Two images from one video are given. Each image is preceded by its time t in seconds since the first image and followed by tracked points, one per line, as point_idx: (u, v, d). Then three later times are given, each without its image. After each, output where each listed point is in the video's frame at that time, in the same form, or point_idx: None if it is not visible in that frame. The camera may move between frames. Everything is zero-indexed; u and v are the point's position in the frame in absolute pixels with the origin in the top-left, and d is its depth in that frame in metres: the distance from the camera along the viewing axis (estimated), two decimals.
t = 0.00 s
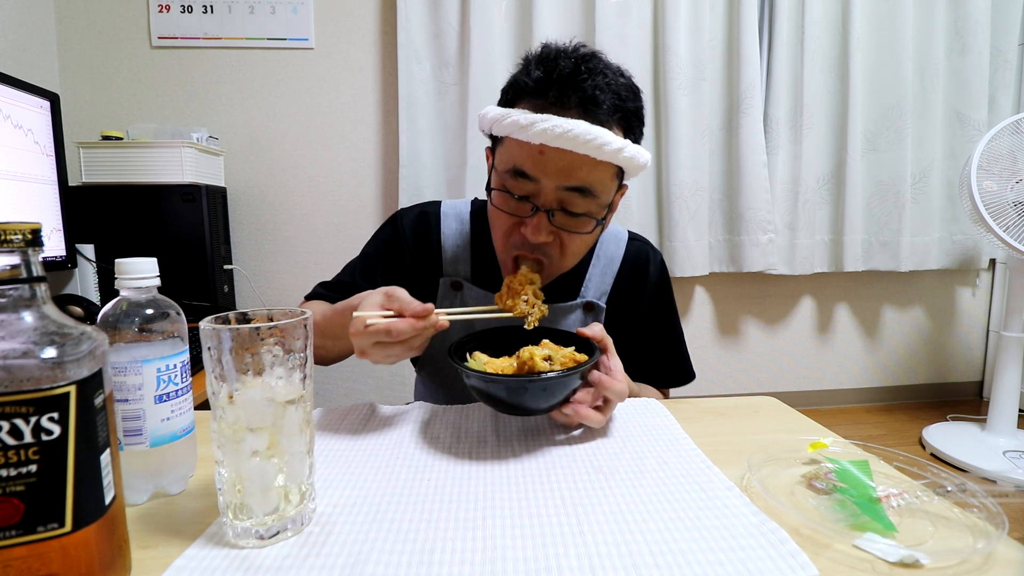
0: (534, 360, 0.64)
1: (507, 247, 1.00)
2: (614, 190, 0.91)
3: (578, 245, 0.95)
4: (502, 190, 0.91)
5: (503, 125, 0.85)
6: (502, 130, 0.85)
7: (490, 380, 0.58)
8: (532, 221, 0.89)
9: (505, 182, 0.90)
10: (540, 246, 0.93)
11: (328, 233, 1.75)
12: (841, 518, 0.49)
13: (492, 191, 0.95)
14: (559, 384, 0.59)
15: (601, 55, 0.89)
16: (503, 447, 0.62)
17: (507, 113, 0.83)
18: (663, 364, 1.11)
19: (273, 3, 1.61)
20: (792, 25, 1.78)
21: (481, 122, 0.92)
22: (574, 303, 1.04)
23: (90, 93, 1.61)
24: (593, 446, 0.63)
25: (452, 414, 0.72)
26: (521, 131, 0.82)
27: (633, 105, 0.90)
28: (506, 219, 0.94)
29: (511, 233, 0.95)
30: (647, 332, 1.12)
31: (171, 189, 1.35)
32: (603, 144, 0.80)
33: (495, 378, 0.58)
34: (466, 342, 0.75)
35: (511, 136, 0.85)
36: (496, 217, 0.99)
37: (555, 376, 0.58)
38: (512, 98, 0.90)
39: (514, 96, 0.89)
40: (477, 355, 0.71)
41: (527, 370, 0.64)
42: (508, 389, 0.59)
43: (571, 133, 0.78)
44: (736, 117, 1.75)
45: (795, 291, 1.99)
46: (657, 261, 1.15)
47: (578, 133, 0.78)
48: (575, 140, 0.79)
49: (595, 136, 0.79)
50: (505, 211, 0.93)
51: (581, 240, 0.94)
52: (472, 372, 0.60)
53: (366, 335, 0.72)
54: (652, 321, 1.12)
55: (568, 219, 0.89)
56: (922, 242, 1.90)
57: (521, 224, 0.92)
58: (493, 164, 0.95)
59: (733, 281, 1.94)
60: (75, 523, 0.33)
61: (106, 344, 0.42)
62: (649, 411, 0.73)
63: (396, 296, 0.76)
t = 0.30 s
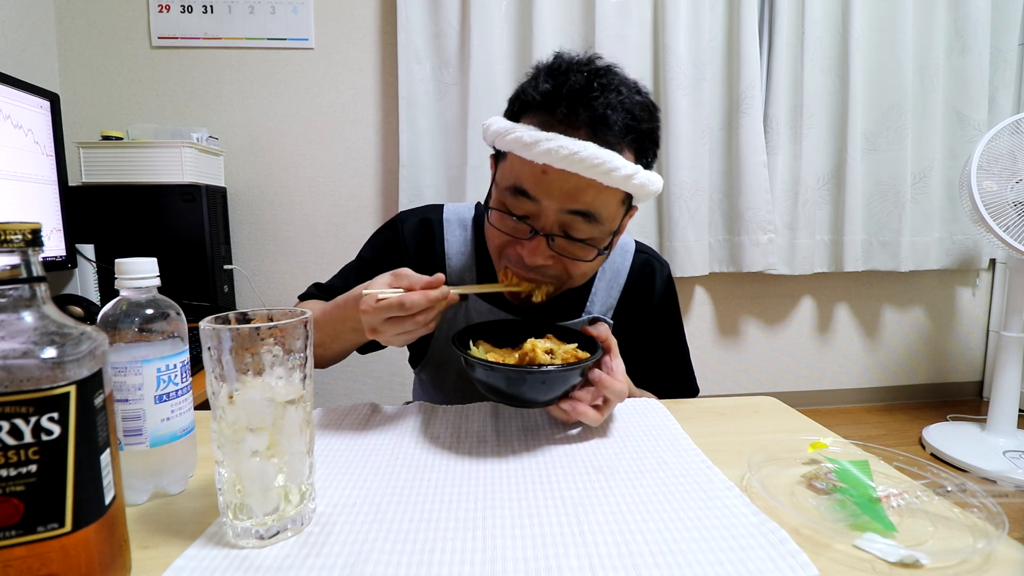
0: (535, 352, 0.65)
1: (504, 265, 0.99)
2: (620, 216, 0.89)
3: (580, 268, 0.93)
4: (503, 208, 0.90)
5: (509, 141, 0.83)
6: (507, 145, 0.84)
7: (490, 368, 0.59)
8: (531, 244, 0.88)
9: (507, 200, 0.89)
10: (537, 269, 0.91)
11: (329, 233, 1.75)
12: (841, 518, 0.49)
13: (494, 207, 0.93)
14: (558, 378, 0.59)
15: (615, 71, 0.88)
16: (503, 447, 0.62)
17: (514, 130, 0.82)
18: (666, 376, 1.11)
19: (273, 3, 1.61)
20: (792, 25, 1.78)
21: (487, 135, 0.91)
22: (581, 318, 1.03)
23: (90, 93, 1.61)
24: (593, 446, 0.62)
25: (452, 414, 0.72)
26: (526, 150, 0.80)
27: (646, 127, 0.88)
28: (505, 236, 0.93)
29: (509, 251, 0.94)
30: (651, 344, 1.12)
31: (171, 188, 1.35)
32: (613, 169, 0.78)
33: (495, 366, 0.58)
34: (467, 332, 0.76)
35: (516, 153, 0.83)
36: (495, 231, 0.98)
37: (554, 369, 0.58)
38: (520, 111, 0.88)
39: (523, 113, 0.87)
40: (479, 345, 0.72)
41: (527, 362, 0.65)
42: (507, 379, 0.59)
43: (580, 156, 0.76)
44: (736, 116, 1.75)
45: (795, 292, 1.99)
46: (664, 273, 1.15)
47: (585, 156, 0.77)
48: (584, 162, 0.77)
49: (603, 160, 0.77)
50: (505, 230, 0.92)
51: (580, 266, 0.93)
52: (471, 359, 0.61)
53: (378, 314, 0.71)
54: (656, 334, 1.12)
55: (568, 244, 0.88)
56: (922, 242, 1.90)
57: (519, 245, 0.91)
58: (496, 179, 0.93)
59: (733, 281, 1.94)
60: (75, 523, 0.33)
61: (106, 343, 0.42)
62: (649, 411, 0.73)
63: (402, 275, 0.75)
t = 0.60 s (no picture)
0: (537, 351, 0.65)
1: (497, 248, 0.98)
2: (612, 197, 0.88)
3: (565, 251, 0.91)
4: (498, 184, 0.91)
5: (507, 117, 0.87)
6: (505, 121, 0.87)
7: (490, 366, 0.59)
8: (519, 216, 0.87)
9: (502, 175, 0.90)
10: (524, 245, 0.89)
11: (328, 233, 1.75)
12: (841, 518, 0.49)
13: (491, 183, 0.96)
14: (558, 377, 0.59)
15: (620, 59, 0.90)
16: (503, 447, 0.62)
17: (508, 103, 0.86)
18: (670, 378, 1.10)
19: (273, 3, 1.61)
20: (792, 25, 1.78)
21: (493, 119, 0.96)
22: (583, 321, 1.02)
23: (90, 93, 1.61)
24: (593, 446, 0.63)
25: (452, 413, 0.72)
26: (519, 121, 0.83)
27: (644, 111, 0.88)
28: (498, 214, 0.93)
29: (500, 231, 0.93)
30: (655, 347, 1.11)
31: (171, 188, 1.35)
32: (597, 139, 0.78)
33: (495, 365, 0.58)
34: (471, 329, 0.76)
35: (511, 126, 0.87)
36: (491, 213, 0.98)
37: (554, 369, 0.58)
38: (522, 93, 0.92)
39: (523, 95, 0.91)
40: (481, 341, 0.72)
41: (528, 360, 0.65)
42: (508, 377, 0.59)
43: (563, 124, 0.77)
44: (736, 117, 1.75)
45: (795, 292, 1.99)
46: (671, 276, 1.15)
47: (569, 123, 0.77)
48: (567, 131, 0.78)
49: (588, 129, 0.78)
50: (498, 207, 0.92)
51: (568, 246, 0.90)
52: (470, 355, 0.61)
53: (399, 307, 0.70)
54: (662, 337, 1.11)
55: (555, 218, 0.86)
56: (922, 242, 1.90)
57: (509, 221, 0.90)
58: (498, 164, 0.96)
59: (733, 281, 1.94)
60: (75, 523, 0.33)
61: (106, 343, 0.42)
62: (649, 411, 0.73)
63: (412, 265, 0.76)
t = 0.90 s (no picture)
0: (537, 357, 0.65)
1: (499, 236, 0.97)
2: (607, 171, 0.89)
3: (564, 228, 0.89)
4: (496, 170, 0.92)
5: (499, 103, 0.90)
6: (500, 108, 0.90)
7: (490, 371, 0.59)
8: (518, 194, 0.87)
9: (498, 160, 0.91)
10: (525, 224, 0.89)
11: (328, 233, 1.75)
12: (841, 518, 0.49)
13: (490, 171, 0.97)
14: (558, 382, 0.59)
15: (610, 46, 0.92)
16: (503, 447, 0.62)
17: (501, 89, 0.88)
18: (671, 374, 1.10)
19: (273, 3, 1.61)
20: (792, 25, 1.78)
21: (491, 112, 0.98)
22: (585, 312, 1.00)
23: (90, 93, 1.61)
24: (593, 446, 0.63)
25: (452, 413, 0.72)
26: (511, 102, 0.85)
27: (633, 92, 0.89)
28: (497, 200, 0.93)
29: (500, 216, 0.93)
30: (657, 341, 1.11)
31: (171, 188, 1.35)
32: (586, 110, 0.79)
33: (495, 370, 0.58)
34: (472, 332, 0.76)
35: (506, 111, 0.89)
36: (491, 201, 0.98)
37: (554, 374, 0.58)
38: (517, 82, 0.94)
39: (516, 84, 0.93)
40: (482, 344, 0.72)
41: (529, 366, 0.65)
42: (508, 382, 0.59)
43: (551, 98, 0.79)
44: (736, 117, 1.75)
45: (795, 292, 1.99)
46: (670, 271, 1.15)
47: (560, 96, 0.79)
48: (558, 106, 0.80)
49: (577, 100, 0.80)
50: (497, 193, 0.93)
51: (570, 223, 0.89)
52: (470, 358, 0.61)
53: (408, 297, 0.69)
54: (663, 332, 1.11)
55: (553, 193, 0.86)
56: (922, 242, 1.90)
57: (508, 202, 0.89)
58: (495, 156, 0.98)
59: (733, 281, 1.94)
60: (75, 523, 0.33)
61: (105, 344, 0.42)
62: (649, 411, 0.73)
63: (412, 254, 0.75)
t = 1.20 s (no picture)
0: (539, 363, 0.65)
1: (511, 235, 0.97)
2: (615, 165, 0.90)
3: (579, 224, 0.90)
4: (504, 170, 0.91)
5: (503, 103, 0.88)
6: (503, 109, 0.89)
7: (491, 376, 0.59)
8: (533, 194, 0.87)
9: (506, 161, 0.90)
10: (542, 223, 0.89)
11: (328, 233, 1.75)
12: (841, 518, 0.49)
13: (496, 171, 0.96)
14: (559, 388, 0.59)
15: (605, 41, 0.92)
16: (503, 447, 0.62)
17: (504, 90, 0.87)
18: (671, 367, 1.11)
19: (273, 3, 1.61)
20: (792, 25, 1.78)
21: (489, 110, 0.97)
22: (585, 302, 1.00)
23: (90, 93, 1.61)
24: (593, 446, 0.63)
25: (452, 414, 0.72)
26: (518, 103, 0.84)
27: (634, 87, 0.90)
28: (507, 200, 0.93)
29: (513, 216, 0.92)
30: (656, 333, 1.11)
31: (171, 188, 1.35)
32: (596, 109, 0.80)
33: (496, 376, 0.59)
34: (473, 334, 0.76)
35: (511, 112, 0.87)
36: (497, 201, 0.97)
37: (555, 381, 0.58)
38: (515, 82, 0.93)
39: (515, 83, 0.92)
40: (482, 348, 0.72)
41: (530, 372, 0.65)
42: (509, 388, 0.59)
43: (562, 98, 0.79)
44: (736, 117, 1.75)
45: (795, 292, 1.99)
46: (667, 262, 1.16)
47: (572, 97, 0.79)
48: (569, 106, 0.80)
49: (588, 99, 0.80)
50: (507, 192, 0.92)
51: (585, 218, 0.90)
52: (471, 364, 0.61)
53: (345, 273, 0.67)
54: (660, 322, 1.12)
55: (568, 191, 0.87)
56: (922, 242, 1.90)
57: (522, 202, 0.89)
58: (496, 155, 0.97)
59: (733, 281, 1.94)
60: (75, 523, 0.33)
61: (105, 344, 0.42)
62: (649, 412, 0.72)
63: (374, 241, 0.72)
